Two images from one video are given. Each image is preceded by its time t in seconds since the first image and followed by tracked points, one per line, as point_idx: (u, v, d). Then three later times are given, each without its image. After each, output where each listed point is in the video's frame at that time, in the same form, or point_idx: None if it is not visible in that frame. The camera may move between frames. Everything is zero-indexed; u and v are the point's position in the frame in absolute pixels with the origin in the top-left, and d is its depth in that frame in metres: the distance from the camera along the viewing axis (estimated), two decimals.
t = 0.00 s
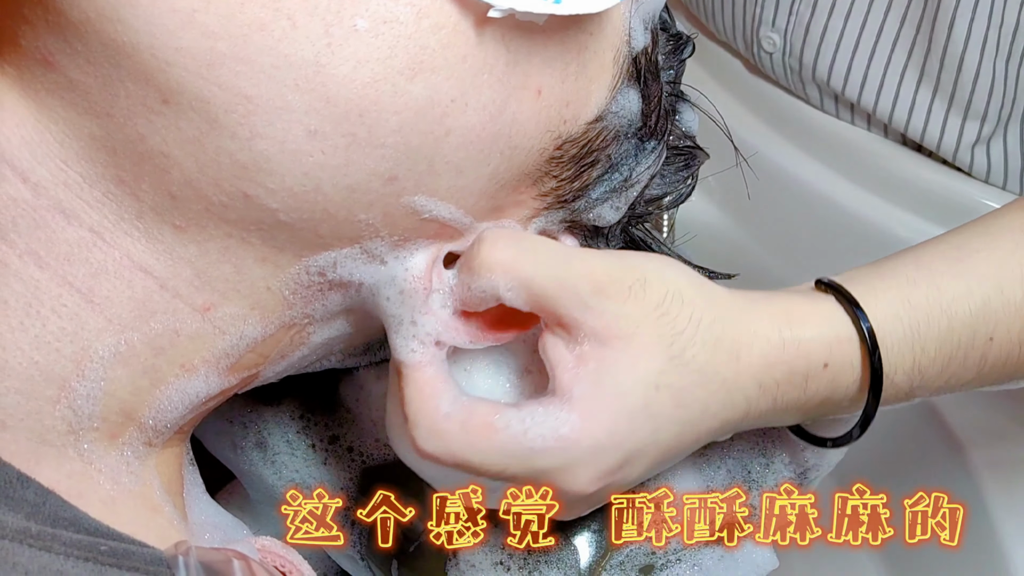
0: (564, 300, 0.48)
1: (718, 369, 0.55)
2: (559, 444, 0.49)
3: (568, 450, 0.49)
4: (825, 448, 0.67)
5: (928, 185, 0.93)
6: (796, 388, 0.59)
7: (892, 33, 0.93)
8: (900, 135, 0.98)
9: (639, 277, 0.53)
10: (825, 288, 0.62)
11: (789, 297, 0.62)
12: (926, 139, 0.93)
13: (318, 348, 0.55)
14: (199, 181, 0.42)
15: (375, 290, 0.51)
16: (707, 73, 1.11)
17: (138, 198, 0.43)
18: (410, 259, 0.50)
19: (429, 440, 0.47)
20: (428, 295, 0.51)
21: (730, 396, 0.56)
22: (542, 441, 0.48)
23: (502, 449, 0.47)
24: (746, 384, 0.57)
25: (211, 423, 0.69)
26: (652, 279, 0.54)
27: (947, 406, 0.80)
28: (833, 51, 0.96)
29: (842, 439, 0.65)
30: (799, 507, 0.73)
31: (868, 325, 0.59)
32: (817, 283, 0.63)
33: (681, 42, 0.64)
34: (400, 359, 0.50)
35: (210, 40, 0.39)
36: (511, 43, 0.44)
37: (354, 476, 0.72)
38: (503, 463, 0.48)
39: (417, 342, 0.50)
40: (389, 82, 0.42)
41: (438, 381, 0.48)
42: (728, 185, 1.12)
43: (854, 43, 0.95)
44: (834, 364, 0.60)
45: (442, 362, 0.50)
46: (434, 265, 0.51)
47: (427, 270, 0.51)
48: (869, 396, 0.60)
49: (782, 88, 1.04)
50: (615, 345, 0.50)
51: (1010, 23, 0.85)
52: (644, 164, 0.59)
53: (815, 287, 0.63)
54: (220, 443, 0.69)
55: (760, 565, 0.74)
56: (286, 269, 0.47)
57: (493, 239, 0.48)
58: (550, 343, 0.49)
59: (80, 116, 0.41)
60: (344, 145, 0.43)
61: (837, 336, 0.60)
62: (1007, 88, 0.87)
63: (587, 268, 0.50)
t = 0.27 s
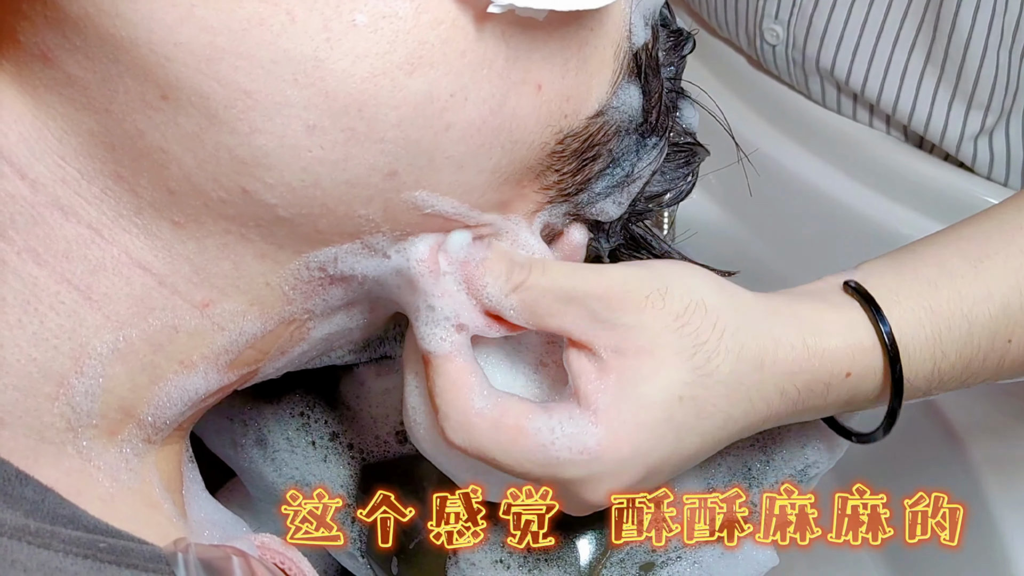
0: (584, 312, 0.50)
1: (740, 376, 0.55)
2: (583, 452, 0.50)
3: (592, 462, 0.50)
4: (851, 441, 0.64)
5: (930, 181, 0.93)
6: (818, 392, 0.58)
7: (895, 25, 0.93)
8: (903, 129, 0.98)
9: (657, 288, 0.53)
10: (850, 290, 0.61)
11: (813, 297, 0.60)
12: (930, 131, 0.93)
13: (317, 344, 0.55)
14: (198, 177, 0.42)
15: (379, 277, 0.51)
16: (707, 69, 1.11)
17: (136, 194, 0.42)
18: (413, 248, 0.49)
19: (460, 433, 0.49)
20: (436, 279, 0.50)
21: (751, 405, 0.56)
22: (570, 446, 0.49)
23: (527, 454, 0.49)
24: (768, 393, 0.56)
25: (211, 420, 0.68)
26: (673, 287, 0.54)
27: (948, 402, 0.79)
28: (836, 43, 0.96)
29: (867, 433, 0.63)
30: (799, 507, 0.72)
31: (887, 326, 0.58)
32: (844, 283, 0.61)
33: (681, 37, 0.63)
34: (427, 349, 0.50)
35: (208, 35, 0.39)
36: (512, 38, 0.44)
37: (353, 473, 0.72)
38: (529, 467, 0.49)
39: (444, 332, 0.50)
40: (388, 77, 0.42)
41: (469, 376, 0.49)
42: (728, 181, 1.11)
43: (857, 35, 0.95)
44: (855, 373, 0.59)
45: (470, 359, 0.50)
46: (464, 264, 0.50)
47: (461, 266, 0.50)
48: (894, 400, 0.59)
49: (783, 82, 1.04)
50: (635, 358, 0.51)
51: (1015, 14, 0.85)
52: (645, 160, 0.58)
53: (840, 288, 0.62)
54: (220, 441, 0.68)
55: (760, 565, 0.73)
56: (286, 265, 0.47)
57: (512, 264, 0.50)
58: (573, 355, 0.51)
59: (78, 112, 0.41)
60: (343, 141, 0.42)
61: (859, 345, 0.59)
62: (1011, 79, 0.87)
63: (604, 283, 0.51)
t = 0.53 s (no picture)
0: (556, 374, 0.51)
1: (720, 453, 0.53)
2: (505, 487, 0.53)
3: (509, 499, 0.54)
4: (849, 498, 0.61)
5: (934, 178, 0.93)
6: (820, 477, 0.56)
7: (900, 23, 0.93)
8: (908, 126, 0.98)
9: (653, 375, 0.50)
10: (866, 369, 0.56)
11: (823, 375, 0.57)
12: (933, 130, 0.93)
13: (323, 342, 0.56)
14: (207, 176, 0.42)
15: (387, 279, 0.51)
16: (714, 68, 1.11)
17: (146, 192, 0.43)
18: (424, 251, 0.50)
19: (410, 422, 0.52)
20: (451, 292, 0.51)
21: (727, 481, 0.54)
22: (493, 478, 0.53)
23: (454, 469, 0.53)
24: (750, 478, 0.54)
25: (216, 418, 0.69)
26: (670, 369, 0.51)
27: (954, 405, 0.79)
28: (840, 41, 0.96)
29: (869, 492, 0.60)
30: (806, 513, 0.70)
31: (890, 396, 0.55)
32: (859, 357, 0.57)
33: (688, 37, 0.64)
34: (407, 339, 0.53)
35: (217, 35, 0.39)
36: (519, 39, 0.44)
37: (359, 470, 0.72)
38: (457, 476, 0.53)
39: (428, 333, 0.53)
40: (396, 78, 0.42)
41: (437, 377, 0.52)
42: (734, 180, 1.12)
43: (862, 34, 0.95)
44: (857, 467, 0.56)
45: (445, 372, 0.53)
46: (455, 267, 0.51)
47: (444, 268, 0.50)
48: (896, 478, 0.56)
49: (789, 80, 1.04)
50: (601, 429, 0.52)
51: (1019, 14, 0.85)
52: (652, 160, 0.59)
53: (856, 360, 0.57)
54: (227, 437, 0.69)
55: (769, 558, 0.73)
56: (293, 264, 0.47)
57: (505, 296, 0.50)
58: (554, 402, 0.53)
59: (88, 111, 0.41)
60: (351, 141, 0.43)
61: (868, 439, 0.55)
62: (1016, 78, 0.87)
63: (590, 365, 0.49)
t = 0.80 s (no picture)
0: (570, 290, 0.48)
1: (722, 359, 0.54)
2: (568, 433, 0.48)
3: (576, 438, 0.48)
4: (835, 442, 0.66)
5: (937, 176, 0.93)
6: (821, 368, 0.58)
7: (899, 23, 0.93)
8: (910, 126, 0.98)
9: (643, 267, 0.52)
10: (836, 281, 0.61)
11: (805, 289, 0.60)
12: (935, 130, 0.93)
13: (327, 336, 0.56)
14: (211, 169, 0.42)
15: (383, 281, 0.51)
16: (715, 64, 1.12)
17: (150, 185, 0.43)
18: (420, 248, 0.50)
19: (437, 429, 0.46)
20: (435, 285, 0.50)
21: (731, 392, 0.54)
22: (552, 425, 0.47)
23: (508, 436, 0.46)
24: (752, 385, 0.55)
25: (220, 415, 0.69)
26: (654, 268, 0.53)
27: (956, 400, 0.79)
28: (839, 42, 0.96)
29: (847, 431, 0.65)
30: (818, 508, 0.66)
31: (875, 317, 0.58)
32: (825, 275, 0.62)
33: (689, 30, 0.64)
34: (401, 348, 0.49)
35: (220, 27, 0.39)
36: (521, 30, 0.45)
37: (365, 467, 0.72)
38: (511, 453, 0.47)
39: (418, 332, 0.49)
40: (399, 69, 0.42)
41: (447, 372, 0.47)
42: (734, 177, 1.12)
43: (861, 34, 0.95)
44: (840, 353, 0.58)
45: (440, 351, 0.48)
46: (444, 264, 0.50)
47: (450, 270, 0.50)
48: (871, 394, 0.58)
49: (789, 79, 1.05)
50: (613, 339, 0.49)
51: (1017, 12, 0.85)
52: (652, 153, 0.59)
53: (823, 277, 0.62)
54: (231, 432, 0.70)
55: (772, 553, 0.74)
56: (296, 257, 0.47)
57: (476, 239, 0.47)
58: (559, 334, 0.49)
59: (92, 104, 0.41)
60: (354, 133, 0.43)
61: (842, 325, 0.58)
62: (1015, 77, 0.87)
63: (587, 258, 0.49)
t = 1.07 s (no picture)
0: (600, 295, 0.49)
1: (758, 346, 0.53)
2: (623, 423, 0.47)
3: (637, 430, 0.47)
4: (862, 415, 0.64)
5: (938, 173, 0.93)
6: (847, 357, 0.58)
7: (903, 20, 0.93)
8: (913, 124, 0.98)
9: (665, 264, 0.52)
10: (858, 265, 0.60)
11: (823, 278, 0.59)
12: (938, 127, 0.93)
13: (332, 334, 0.55)
14: (215, 166, 0.42)
15: (392, 269, 0.50)
16: (716, 63, 1.12)
17: (154, 183, 0.43)
18: (426, 236, 0.49)
19: (496, 413, 0.46)
20: (448, 266, 0.49)
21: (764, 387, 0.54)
22: (606, 413, 0.47)
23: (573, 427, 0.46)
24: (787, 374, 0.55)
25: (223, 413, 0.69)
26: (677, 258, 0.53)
27: (958, 396, 0.79)
28: (843, 39, 0.96)
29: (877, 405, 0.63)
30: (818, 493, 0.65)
31: (895, 306, 0.58)
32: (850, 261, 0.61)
33: (693, 29, 0.64)
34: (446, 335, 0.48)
35: (226, 24, 0.39)
36: (526, 28, 0.44)
37: (366, 465, 0.72)
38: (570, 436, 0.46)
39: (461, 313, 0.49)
40: (404, 67, 0.42)
41: (499, 357, 0.47)
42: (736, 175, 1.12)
43: (865, 31, 0.95)
44: (864, 342, 0.58)
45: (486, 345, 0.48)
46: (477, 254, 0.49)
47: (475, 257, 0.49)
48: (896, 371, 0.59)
49: (791, 78, 1.05)
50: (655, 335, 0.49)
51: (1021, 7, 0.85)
52: (657, 152, 0.58)
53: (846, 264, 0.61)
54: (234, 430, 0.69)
55: (776, 552, 0.73)
56: (301, 255, 0.47)
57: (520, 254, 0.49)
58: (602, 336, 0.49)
59: (97, 102, 0.41)
60: (359, 130, 0.43)
61: (866, 318, 0.58)
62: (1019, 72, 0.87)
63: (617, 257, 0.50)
